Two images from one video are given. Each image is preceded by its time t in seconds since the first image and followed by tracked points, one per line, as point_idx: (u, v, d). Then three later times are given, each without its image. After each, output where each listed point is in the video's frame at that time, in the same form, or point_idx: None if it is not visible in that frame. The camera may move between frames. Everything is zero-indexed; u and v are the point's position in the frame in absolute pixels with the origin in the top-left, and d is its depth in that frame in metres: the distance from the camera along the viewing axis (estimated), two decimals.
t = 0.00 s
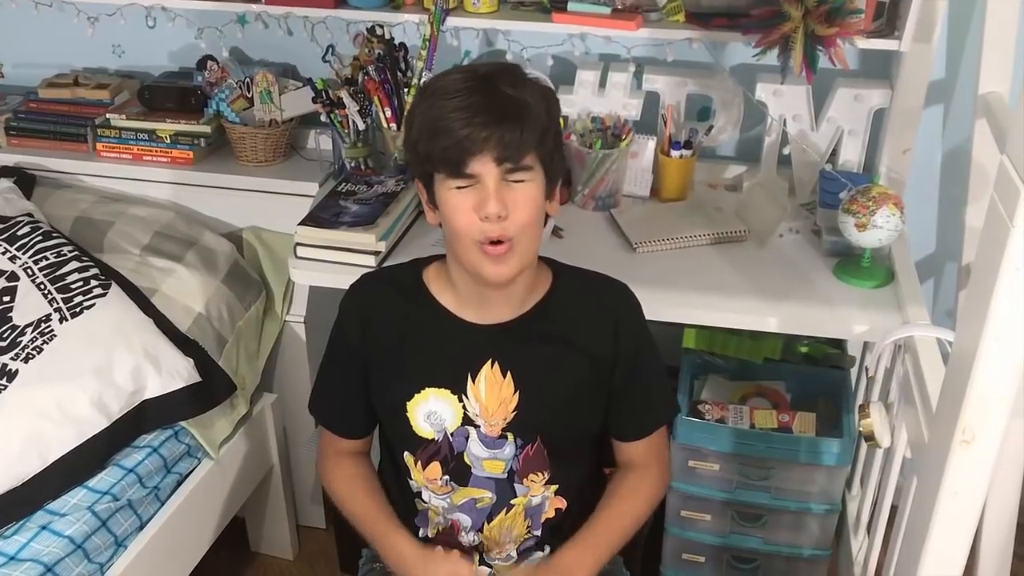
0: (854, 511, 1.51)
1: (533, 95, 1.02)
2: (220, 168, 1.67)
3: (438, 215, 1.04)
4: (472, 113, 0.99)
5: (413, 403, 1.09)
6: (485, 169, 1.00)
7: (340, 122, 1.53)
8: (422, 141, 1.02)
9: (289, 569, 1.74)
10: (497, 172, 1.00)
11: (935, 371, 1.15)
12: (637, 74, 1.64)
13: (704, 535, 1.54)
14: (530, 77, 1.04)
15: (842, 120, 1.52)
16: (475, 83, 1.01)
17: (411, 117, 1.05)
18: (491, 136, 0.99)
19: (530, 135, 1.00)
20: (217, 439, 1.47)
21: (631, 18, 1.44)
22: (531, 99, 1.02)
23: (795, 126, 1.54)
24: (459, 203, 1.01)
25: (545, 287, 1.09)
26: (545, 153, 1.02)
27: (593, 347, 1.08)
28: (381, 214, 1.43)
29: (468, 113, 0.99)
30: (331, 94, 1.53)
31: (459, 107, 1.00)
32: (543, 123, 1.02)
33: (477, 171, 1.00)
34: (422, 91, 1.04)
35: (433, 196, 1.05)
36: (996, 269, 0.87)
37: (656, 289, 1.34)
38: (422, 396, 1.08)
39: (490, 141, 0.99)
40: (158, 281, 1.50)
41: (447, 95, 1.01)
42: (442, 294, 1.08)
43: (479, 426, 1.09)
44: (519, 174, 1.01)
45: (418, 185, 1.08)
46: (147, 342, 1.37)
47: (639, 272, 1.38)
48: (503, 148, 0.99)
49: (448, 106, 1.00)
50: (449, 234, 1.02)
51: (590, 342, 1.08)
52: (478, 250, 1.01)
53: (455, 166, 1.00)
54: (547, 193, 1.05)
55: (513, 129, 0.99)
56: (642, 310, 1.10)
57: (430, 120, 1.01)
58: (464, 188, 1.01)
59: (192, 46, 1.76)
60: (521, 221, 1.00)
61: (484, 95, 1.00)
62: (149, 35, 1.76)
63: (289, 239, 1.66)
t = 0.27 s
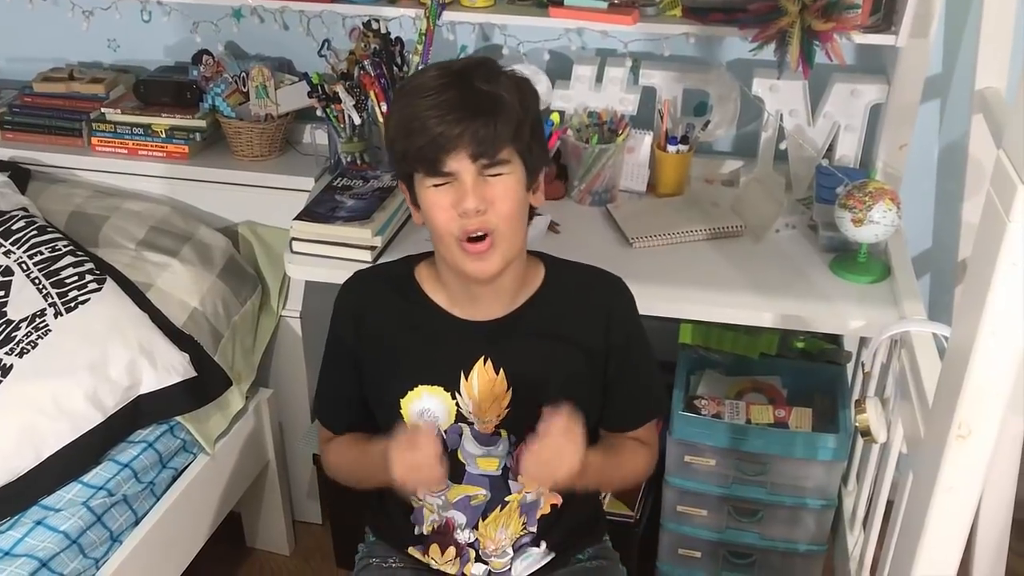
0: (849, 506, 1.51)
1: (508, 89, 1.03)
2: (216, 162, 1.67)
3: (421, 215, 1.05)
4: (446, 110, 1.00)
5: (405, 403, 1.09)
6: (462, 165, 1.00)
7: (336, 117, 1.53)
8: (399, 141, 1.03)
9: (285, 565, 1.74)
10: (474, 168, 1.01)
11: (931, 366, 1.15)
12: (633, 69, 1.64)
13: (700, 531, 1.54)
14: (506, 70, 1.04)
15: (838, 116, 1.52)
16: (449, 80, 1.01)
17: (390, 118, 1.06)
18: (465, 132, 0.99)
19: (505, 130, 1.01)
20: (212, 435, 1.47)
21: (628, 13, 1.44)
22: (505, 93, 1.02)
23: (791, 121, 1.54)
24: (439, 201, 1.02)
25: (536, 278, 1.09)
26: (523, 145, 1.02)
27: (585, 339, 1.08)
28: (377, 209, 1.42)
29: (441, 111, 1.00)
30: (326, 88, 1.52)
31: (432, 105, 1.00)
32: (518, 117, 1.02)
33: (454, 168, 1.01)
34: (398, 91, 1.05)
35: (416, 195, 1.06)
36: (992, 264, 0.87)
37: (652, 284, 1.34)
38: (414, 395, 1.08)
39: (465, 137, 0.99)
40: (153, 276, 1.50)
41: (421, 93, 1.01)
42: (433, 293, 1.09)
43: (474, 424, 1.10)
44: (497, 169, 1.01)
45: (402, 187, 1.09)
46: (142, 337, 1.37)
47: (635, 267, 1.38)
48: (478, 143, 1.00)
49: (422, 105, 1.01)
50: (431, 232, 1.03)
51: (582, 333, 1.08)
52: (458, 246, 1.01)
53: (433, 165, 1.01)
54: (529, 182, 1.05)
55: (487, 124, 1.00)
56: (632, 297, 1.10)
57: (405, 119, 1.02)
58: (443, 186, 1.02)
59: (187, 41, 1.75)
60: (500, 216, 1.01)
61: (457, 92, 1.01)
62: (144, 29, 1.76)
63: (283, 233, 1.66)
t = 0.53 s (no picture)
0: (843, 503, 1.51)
1: (484, 91, 1.03)
2: (210, 159, 1.66)
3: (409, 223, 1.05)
4: (424, 117, 1.00)
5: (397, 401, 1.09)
6: (446, 170, 1.00)
7: (330, 113, 1.53)
8: (381, 152, 1.03)
9: (279, 561, 1.74)
10: (458, 173, 1.00)
11: (924, 363, 1.15)
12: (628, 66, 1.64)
13: (694, 527, 1.55)
14: (481, 73, 1.04)
15: (832, 113, 1.52)
16: (424, 88, 1.02)
17: (370, 131, 1.06)
18: (446, 137, 0.99)
19: (485, 131, 1.00)
20: (206, 432, 1.47)
21: (622, 9, 1.44)
22: (480, 94, 1.02)
23: (785, 118, 1.54)
24: (426, 208, 1.02)
25: (528, 275, 1.09)
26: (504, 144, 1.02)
27: (577, 334, 1.08)
28: (371, 206, 1.42)
29: (420, 118, 1.00)
30: (321, 85, 1.53)
31: (410, 114, 1.00)
32: (497, 117, 1.02)
33: (437, 174, 1.01)
34: (375, 103, 1.05)
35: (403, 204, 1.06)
36: (985, 260, 0.87)
37: (646, 281, 1.34)
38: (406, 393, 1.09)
39: (446, 142, 0.99)
40: (147, 272, 1.50)
41: (397, 104, 1.01)
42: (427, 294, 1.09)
43: (465, 419, 1.09)
44: (481, 170, 1.01)
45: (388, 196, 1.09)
46: (136, 334, 1.37)
47: (629, 264, 1.38)
48: (461, 146, 0.99)
49: (400, 115, 1.01)
50: (422, 239, 1.03)
51: (574, 328, 1.08)
52: (450, 251, 1.01)
53: (417, 173, 1.01)
54: (515, 180, 1.05)
55: (466, 126, 1.00)
56: (622, 290, 1.10)
57: (385, 130, 1.02)
58: (429, 193, 1.02)
59: (181, 37, 1.75)
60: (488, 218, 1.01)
61: (432, 98, 1.01)
62: (138, 25, 1.75)
63: (277, 230, 1.66)
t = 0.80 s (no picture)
0: (837, 500, 1.51)
1: (466, 93, 1.01)
2: (202, 158, 1.66)
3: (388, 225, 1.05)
4: (403, 120, 0.99)
5: (390, 410, 1.09)
6: (424, 175, 1.00)
7: (322, 111, 1.53)
8: (359, 153, 1.03)
9: (272, 561, 1.73)
10: (436, 176, 1.00)
11: (917, 361, 1.15)
12: (621, 64, 1.64)
13: (688, 526, 1.54)
14: (464, 73, 1.03)
15: (825, 111, 1.52)
16: (405, 89, 1.00)
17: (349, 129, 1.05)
18: (424, 141, 0.98)
19: (464, 134, 0.99)
20: (198, 431, 1.46)
21: (615, 7, 1.43)
22: (461, 97, 1.01)
23: (778, 117, 1.53)
24: (405, 212, 1.01)
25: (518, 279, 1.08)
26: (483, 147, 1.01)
27: (568, 337, 1.08)
28: (364, 205, 1.42)
29: (398, 121, 0.99)
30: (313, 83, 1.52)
31: (388, 116, 0.99)
32: (479, 120, 1.01)
33: (415, 178, 1.00)
34: (354, 101, 1.04)
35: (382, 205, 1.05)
36: (978, 258, 0.87)
37: (639, 279, 1.34)
38: (399, 402, 1.08)
39: (424, 146, 0.98)
40: (139, 272, 1.49)
41: (376, 105, 1.00)
42: (415, 301, 1.08)
43: (459, 428, 1.08)
44: (460, 174, 1.00)
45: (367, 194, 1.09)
46: (127, 334, 1.36)
47: (622, 263, 1.38)
48: (439, 151, 0.99)
49: (378, 116, 1.00)
50: (400, 244, 1.03)
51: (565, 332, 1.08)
52: (427, 257, 1.01)
53: (395, 177, 1.00)
54: (498, 184, 1.04)
55: (445, 131, 0.99)
56: (617, 291, 1.09)
57: (364, 131, 1.01)
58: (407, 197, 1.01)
59: (173, 35, 1.74)
60: (466, 224, 1.00)
61: (412, 100, 1.00)
62: (129, 23, 1.74)
63: (269, 229, 1.65)
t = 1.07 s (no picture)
0: (832, 499, 1.51)
1: (471, 98, 1.00)
2: (195, 156, 1.65)
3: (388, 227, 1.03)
4: (410, 125, 0.97)
5: (381, 402, 1.08)
6: (430, 181, 0.98)
7: (316, 110, 1.52)
8: (361, 156, 1.00)
9: (266, 562, 1.72)
10: (442, 182, 0.98)
11: (913, 360, 1.15)
12: (616, 62, 1.63)
13: (682, 525, 1.54)
14: (468, 77, 1.01)
15: (820, 109, 1.51)
16: (410, 92, 0.98)
17: (349, 129, 1.02)
18: (432, 147, 0.96)
19: (471, 141, 0.98)
20: (192, 432, 1.46)
21: (610, 5, 1.43)
22: (468, 102, 0.99)
23: (774, 114, 1.54)
24: (407, 217, 0.99)
25: (511, 279, 1.08)
26: (488, 154, 1.00)
27: (560, 332, 1.07)
28: (358, 203, 1.41)
29: (406, 126, 0.97)
30: (306, 81, 1.52)
31: (395, 121, 0.97)
32: (483, 126, 0.99)
33: (420, 184, 0.98)
34: (356, 102, 1.02)
35: (381, 206, 1.03)
36: (975, 257, 0.87)
37: (634, 278, 1.33)
38: (390, 395, 1.07)
39: (432, 153, 0.97)
40: (131, 271, 1.48)
41: (382, 108, 0.98)
42: (408, 296, 1.08)
43: (448, 423, 1.07)
44: (465, 181, 0.99)
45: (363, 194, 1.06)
46: (120, 334, 1.35)
47: (617, 261, 1.38)
48: (446, 158, 0.97)
49: (384, 120, 0.98)
50: (401, 247, 1.01)
51: (559, 328, 1.07)
52: (430, 263, 1.00)
53: (399, 182, 0.98)
54: (498, 189, 1.03)
55: (453, 138, 0.97)
56: (615, 286, 1.08)
57: (367, 134, 0.99)
58: (411, 202, 0.99)
59: (165, 34, 1.73)
60: (471, 231, 0.99)
61: (419, 104, 0.98)
62: (121, 21, 1.74)
63: (263, 228, 1.65)
